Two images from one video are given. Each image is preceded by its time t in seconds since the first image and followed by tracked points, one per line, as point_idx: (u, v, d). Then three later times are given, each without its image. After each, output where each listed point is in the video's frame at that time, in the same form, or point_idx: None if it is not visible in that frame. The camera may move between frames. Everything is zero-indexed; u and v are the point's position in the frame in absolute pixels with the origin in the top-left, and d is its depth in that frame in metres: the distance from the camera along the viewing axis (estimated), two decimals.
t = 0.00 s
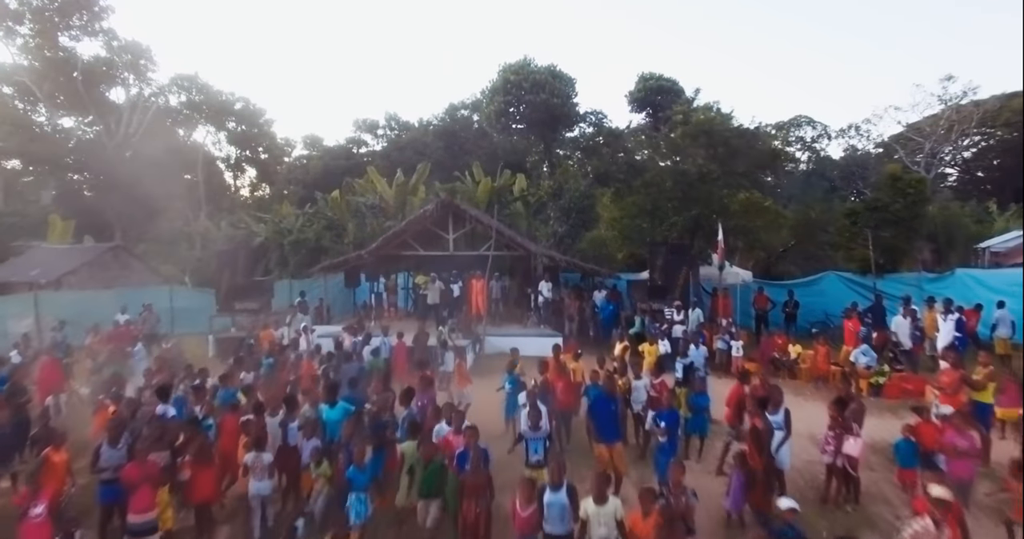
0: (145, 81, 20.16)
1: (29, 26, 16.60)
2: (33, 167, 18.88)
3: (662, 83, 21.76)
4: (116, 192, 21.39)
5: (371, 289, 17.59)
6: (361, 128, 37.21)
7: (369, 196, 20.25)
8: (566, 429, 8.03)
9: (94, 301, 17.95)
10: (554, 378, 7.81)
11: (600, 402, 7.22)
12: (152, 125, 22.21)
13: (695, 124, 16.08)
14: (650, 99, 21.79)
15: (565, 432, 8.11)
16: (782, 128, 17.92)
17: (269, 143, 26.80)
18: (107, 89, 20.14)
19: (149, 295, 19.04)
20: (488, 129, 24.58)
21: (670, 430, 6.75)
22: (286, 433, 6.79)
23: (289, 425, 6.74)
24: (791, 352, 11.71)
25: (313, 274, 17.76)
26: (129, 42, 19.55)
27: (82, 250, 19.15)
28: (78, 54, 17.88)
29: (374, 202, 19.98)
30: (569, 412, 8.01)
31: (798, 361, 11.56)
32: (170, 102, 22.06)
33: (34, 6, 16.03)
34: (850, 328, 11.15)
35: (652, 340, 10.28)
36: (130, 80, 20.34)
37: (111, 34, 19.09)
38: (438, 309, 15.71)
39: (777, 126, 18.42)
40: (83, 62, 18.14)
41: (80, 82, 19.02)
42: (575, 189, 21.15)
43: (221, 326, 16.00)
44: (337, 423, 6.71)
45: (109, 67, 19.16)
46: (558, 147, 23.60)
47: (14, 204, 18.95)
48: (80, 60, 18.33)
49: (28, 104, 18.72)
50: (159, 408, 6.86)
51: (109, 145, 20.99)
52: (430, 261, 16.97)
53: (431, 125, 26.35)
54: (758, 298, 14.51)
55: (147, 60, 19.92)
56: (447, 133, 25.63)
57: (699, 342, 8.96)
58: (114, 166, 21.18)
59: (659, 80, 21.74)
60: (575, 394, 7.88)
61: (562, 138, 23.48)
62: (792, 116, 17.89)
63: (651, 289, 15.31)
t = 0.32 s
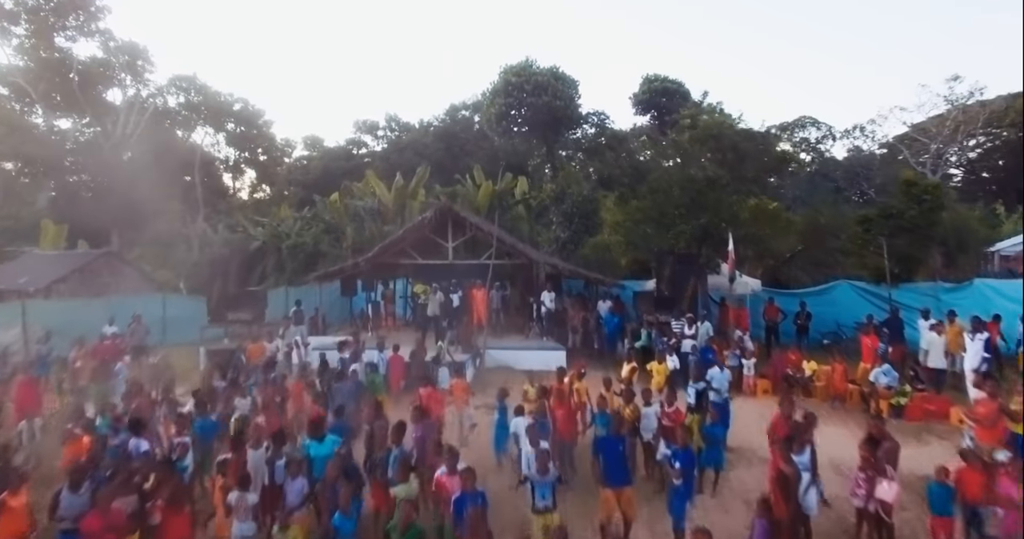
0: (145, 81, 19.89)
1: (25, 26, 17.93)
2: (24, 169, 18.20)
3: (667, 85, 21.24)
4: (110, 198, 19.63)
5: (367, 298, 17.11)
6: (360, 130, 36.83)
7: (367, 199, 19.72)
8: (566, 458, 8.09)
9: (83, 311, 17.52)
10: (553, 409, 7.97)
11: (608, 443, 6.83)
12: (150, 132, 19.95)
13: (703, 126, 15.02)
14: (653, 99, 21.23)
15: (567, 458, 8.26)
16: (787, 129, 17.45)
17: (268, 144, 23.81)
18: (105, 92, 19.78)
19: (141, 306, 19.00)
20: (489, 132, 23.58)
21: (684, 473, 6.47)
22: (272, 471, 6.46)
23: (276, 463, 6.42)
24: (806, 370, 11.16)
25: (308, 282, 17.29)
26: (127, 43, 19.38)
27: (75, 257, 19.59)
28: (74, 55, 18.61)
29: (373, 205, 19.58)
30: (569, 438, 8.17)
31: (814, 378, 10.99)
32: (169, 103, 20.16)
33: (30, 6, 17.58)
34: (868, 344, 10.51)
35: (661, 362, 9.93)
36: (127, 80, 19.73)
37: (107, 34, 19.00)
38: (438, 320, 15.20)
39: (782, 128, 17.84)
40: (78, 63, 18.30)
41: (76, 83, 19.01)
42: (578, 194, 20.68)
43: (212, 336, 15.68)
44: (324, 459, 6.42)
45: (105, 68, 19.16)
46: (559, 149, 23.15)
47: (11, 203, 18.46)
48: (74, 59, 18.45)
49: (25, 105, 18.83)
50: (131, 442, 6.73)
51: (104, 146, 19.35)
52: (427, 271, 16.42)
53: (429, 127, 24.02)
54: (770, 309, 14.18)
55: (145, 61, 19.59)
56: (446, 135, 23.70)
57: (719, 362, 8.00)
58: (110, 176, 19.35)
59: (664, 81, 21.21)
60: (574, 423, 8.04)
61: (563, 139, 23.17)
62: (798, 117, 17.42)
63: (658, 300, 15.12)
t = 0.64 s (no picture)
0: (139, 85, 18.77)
1: (25, 27, 19.30)
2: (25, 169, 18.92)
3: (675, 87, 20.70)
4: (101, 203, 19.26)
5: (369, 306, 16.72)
6: (365, 131, 36.51)
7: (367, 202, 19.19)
8: (572, 491, 7.81)
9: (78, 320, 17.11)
10: (560, 440, 7.71)
11: (615, 489, 7.03)
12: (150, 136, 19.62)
13: (713, 130, 14.28)
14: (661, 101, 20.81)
15: (574, 494, 7.93)
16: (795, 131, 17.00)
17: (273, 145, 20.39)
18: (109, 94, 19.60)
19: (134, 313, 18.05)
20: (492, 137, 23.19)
21: (705, 520, 6.57)
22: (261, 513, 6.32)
23: (265, 505, 6.28)
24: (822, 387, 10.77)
25: (308, 291, 16.93)
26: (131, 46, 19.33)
27: (71, 263, 18.58)
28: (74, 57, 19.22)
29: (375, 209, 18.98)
30: (575, 471, 7.84)
31: (831, 396, 10.61)
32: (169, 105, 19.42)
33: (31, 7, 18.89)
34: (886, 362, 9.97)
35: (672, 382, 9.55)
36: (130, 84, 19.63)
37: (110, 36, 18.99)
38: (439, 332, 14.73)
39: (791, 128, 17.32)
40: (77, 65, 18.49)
41: (78, 85, 19.33)
42: (585, 199, 20.07)
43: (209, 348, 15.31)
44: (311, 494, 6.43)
45: (107, 70, 19.31)
46: (565, 150, 22.38)
47: (11, 207, 18.80)
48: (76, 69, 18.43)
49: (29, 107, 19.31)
50: (111, 478, 6.74)
51: (105, 149, 19.36)
52: (431, 280, 16.00)
53: (433, 126, 23.67)
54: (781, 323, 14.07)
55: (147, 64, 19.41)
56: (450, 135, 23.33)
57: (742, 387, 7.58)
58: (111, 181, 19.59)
59: (673, 83, 20.70)
60: (580, 456, 7.75)
61: (568, 140, 22.34)
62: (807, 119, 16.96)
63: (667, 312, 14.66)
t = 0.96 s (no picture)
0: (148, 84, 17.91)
1: (26, 27, 16.40)
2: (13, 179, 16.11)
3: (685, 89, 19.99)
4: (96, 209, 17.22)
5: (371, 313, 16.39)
6: (367, 130, 36.02)
7: (370, 206, 19.07)
8: (581, 531, 7.39)
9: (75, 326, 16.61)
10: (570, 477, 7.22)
11: (633, 532, 6.36)
12: (150, 136, 17.44)
13: (725, 134, 13.84)
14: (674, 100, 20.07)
15: (582, 532, 7.48)
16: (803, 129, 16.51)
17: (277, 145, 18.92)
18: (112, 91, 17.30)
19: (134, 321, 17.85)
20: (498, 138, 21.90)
21: None
22: None
23: None
24: (841, 405, 10.32)
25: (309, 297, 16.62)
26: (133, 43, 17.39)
27: (67, 268, 16.51)
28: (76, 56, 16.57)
29: (377, 211, 18.88)
30: (586, 510, 7.37)
31: (852, 415, 10.14)
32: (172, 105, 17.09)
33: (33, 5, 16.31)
34: (909, 380, 9.54)
35: (686, 400, 9.12)
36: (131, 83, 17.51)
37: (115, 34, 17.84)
38: (441, 344, 13.61)
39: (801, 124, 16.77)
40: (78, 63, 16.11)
41: (78, 84, 16.76)
42: (592, 202, 20.10)
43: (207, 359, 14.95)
44: None
45: (107, 70, 16.90)
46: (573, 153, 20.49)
47: (9, 209, 16.06)
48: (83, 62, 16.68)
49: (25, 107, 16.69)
50: (87, 519, 6.81)
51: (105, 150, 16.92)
52: (432, 284, 16.05)
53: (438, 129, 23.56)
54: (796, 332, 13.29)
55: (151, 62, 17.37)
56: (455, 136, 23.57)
57: (767, 413, 7.13)
58: (108, 184, 17.42)
59: (682, 84, 19.98)
60: (590, 493, 7.26)
61: (574, 143, 20.25)
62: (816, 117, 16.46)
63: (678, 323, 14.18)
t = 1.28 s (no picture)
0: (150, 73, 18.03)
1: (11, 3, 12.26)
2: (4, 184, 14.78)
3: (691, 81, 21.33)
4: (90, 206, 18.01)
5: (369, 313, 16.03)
6: (367, 121, 35.66)
7: (371, 201, 22.84)
8: None
9: (72, 325, 16.89)
10: (579, 507, 6.40)
11: None
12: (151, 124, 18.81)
13: (735, 130, 13.26)
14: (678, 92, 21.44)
15: None
16: (806, 120, 16.06)
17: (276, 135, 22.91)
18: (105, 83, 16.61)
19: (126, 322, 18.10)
20: (500, 130, 24.68)
21: None
22: None
23: None
24: (856, 415, 9.89)
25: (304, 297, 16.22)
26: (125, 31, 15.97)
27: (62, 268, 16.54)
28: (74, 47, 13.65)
29: (377, 206, 22.58)
30: None
31: (867, 426, 9.71)
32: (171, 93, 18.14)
33: None
34: (930, 391, 8.89)
35: (694, 413, 8.67)
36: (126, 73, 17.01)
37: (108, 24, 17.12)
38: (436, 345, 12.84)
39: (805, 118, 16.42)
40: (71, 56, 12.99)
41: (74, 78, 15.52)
42: (595, 198, 20.92)
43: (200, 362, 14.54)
44: None
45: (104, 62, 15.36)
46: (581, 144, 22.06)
47: None
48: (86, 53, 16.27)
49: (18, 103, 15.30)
50: None
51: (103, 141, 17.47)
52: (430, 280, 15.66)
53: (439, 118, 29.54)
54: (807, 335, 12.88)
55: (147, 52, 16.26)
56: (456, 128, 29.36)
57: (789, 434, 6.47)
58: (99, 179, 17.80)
59: (686, 77, 21.36)
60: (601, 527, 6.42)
61: (579, 136, 21.95)
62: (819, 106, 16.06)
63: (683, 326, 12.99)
